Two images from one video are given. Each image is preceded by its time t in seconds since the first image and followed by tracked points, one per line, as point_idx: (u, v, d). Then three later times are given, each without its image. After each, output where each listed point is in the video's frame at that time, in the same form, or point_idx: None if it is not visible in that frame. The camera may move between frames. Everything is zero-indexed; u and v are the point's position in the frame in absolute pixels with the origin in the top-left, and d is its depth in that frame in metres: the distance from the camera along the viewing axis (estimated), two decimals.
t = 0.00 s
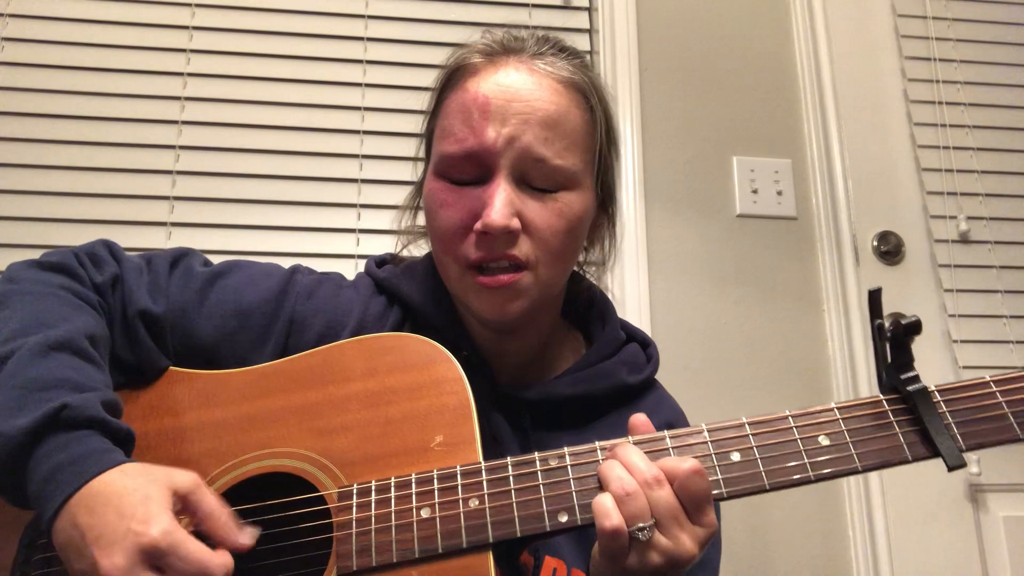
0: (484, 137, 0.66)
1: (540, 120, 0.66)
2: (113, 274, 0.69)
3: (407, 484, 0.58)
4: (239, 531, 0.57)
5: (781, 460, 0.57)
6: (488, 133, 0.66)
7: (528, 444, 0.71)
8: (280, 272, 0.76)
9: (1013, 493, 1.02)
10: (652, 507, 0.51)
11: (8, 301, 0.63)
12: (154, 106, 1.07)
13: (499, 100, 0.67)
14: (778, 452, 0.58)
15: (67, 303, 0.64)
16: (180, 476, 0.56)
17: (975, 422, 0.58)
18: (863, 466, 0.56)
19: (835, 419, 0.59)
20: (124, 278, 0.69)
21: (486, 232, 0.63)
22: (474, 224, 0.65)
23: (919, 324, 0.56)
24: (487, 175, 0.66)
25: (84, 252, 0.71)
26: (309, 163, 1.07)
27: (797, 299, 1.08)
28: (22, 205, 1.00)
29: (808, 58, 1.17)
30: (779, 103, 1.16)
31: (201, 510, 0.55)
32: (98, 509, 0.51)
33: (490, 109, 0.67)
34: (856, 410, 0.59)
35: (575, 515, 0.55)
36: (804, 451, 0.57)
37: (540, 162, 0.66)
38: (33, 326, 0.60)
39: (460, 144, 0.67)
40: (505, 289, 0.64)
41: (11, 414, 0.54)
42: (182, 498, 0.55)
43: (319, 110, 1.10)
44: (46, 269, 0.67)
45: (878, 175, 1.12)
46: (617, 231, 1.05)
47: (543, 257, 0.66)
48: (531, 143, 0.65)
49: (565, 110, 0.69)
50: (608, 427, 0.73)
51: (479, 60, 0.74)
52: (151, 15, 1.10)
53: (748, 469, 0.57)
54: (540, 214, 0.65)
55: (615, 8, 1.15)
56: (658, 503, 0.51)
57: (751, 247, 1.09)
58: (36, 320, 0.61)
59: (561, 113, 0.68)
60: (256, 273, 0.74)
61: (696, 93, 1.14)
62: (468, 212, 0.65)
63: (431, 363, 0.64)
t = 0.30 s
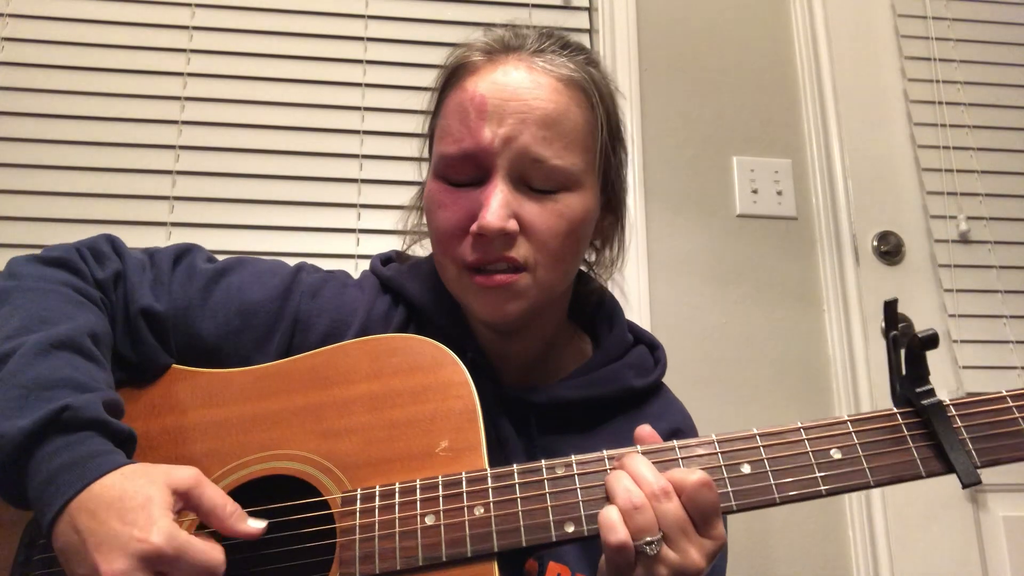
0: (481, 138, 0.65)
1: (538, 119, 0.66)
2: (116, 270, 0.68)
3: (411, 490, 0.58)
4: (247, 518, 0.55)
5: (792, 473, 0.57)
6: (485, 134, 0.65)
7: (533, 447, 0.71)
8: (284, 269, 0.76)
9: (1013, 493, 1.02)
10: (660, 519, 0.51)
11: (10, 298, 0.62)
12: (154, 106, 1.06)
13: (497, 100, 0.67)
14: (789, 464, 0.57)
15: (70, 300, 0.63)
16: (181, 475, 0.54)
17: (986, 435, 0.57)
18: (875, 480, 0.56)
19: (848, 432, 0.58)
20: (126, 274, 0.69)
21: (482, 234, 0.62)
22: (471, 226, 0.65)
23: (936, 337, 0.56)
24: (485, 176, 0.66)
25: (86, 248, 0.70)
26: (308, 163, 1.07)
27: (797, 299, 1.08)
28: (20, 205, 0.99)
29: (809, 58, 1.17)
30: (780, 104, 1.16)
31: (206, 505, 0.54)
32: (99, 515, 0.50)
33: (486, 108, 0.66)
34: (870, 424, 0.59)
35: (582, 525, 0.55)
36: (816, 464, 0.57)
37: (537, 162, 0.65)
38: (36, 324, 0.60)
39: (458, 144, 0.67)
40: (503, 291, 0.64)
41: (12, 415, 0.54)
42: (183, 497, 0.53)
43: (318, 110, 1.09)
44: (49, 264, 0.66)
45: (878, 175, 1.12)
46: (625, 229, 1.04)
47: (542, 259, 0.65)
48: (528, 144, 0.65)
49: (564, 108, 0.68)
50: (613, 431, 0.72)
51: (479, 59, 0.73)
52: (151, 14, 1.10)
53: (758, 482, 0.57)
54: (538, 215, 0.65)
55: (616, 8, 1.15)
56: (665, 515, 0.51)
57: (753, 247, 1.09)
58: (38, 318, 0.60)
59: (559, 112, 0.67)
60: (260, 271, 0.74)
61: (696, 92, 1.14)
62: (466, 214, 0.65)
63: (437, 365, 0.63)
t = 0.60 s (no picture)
0: (473, 139, 0.65)
1: (530, 120, 0.66)
2: (115, 269, 0.68)
3: (411, 493, 0.57)
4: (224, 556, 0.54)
5: (796, 479, 0.57)
6: (477, 135, 0.65)
7: (534, 449, 0.71)
8: (285, 269, 0.75)
9: (1012, 493, 1.02)
10: (662, 526, 0.51)
11: (8, 297, 0.62)
12: (153, 106, 1.06)
13: (489, 100, 0.66)
14: (792, 469, 0.57)
15: (67, 300, 0.63)
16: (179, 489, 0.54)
17: (990, 441, 0.57)
18: (880, 487, 0.56)
19: (852, 438, 0.58)
20: (125, 273, 0.68)
21: (475, 235, 0.62)
22: (465, 227, 0.65)
23: (943, 342, 0.55)
24: (478, 177, 0.66)
25: (86, 247, 0.70)
26: (308, 163, 1.07)
27: (797, 299, 1.08)
28: (19, 206, 0.99)
29: (809, 58, 1.17)
30: (780, 104, 1.16)
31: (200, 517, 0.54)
32: (93, 517, 0.50)
33: (479, 109, 0.66)
34: (876, 430, 0.59)
35: (584, 530, 0.54)
36: (821, 470, 0.57)
37: (530, 163, 0.65)
38: (33, 325, 0.60)
39: (451, 145, 0.67)
40: (496, 292, 0.64)
41: (7, 417, 0.53)
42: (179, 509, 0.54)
43: (318, 110, 1.09)
44: (48, 264, 0.66)
45: (879, 175, 1.12)
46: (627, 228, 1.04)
47: (537, 259, 0.65)
48: (520, 144, 0.65)
49: (558, 108, 0.68)
50: (614, 433, 0.72)
51: (474, 59, 0.73)
52: (150, 14, 1.09)
53: (762, 488, 0.56)
54: (531, 216, 0.64)
55: (616, 8, 1.15)
56: (668, 523, 0.51)
57: (753, 248, 1.08)
58: (35, 319, 0.60)
59: (552, 112, 0.67)
60: (261, 271, 0.74)
61: (696, 92, 1.13)
62: (459, 215, 0.65)
63: (438, 367, 0.63)
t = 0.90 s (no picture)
0: (470, 142, 0.65)
1: (526, 122, 0.66)
2: (113, 272, 0.68)
3: (409, 491, 0.58)
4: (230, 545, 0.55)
5: (791, 474, 0.57)
6: (474, 137, 0.65)
7: (532, 449, 0.71)
8: (282, 271, 0.76)
9: (1012, 493, 1.02)
10: (658, 521, 0.51)
11: (6, 299, 0.62)
12: (154, 106, 1.06)
13: (486, 103, 0.67)
14: (788, 464, 0.57)
15: (65, 302, 0.63)
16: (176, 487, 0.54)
17: (984, 437, 0.57)
18: (874, 481, 0.56)
19: (847, 433, 0.58)
20: (124, 275, 0.69)
21: (473, 237, 0.63)
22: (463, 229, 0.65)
23: (933, 338, 0.56)
24: (476, 179, 0.66)
25: (84, 249, 0.70)
26: (308, 164, 1.07)
27: (797, 300, 1.08)
28: (20, 205, 0.99)
29: (809, 58, 1.17)
30: (780, 104, 1.16)
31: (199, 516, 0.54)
32: (91, 518, 0.51)
33: (476, 111, 0.66)
34: (870, 425, 0.59)
35: (581, 526, 0.55)
36: (815, 465, 0.57)
37: (528, 165, 0.65)
38: (31, 326, 0.60)
39: (448, 148, 0.67)
40: (495, 293, 0.64)
41: (5, 419, 0.54)
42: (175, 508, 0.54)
43: (318, 110, 1.09)
44: (46, 266, 0.66)
45: (878, 175, 1.12)
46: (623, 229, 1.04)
47: (535, 260, 0.65)
48: (517, 146, 0.65)
49: (554, 109, 0.68)
50: (612, 431, 0.72)
51: (470, 62, 0.74)
52: (150, 14, 1.10)
53: (757, 483, 0.56)
54: (529, 217, 0.65)
55: (616, 8, 1.15)
56: (663, 518, 0.51)
57: (753, 247, 1.09)
58: (33, 320, 0.60)
59: (548, 114, 0.67)
60: (259, 273, 0.74)
61: (695, 92, 1.13)
62: (457, 217, 0.65)
63: (435, 366, 0.63)
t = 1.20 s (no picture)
0: (462, 144, 0.66)
1: (517, 124, 0.66)
2: (113, 275, 0.69)
3: (407, 485, 0.58)
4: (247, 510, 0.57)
5: (781, 463, 0.57)
6: (466, 139, 0.66)
7: (527, 444, 0.72)
8: (280, 273, 0.76)
9: (1012, 493, 1.03)
10: (650, 509, 0.51)
11: (6, 302, 0.63)
12: (154, 106, 1.07)
13: (477, 105, 0.67)
14: (778, 453, 0.58)
15: (65, 306, 0.63)
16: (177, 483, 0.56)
17: (972, 425, 0.58)
18: (863, 468, 0.57)
19: (835, 422, 0.59)
20: (123, 279, 0.69)
21: (467, 237, 0.63)
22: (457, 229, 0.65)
23: (917, 326, 0.56)
24: (468, 180, 0.66)
25: (84, 254, 0.71)
26: (308, 163, 1.08)
27: (795, 299, 1.08)
28: (22, 205, 1.00)
29: (809, 59, 1.17)
30: (779, 104, 1.16)
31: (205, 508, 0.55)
32: (92, 519, 0.51)
33: (467, 114, 0.67)
34: (857, 414, 0.59)
35: (576, 517, 0.55)
36: (804, 454, 0.58)
37: (520, 165, 0.65)
38: (32, 329, 0.60)
39: (441, 151, 0.67)
40: (489, 292, 0.65)
41: (6, 420, 0.54)
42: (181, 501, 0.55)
43: (319, 110, 1.10)
44: (45, 270, 0.67)
45: (878, 175, 1.12)
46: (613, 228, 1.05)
47: (528, 259, 0.66)
48: (509, 147, 0.65)
49: (544, 111, 0.68)
50: (606, 428, 0.73)
51: (461, 66, 0.74)
52: (151, 15, 1.11)
53: (748, 472, 0.57)
54: (522, 217, 0.65)
55: (614, 8, 1.15)
56: (655, 506, 0.51)
57: (751, 247, 1.09)
58: (34, 323, 0.61)
59: (538, 115, 0.68)
60: (257, 275, 0.75)
61: (693, 92, 1.14)
62: (451, 218, 0.66)
63: (432, 364, 0.64)
